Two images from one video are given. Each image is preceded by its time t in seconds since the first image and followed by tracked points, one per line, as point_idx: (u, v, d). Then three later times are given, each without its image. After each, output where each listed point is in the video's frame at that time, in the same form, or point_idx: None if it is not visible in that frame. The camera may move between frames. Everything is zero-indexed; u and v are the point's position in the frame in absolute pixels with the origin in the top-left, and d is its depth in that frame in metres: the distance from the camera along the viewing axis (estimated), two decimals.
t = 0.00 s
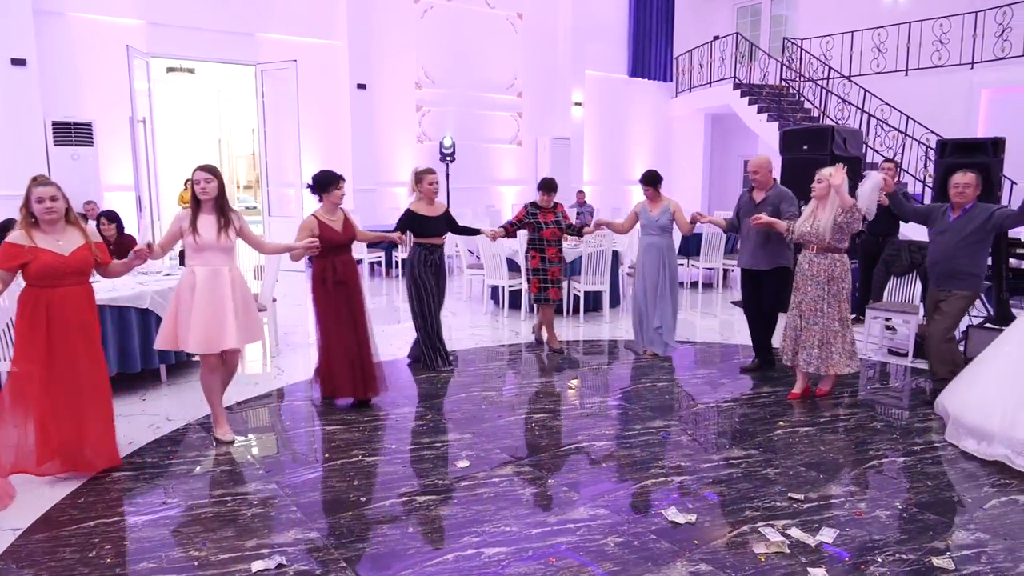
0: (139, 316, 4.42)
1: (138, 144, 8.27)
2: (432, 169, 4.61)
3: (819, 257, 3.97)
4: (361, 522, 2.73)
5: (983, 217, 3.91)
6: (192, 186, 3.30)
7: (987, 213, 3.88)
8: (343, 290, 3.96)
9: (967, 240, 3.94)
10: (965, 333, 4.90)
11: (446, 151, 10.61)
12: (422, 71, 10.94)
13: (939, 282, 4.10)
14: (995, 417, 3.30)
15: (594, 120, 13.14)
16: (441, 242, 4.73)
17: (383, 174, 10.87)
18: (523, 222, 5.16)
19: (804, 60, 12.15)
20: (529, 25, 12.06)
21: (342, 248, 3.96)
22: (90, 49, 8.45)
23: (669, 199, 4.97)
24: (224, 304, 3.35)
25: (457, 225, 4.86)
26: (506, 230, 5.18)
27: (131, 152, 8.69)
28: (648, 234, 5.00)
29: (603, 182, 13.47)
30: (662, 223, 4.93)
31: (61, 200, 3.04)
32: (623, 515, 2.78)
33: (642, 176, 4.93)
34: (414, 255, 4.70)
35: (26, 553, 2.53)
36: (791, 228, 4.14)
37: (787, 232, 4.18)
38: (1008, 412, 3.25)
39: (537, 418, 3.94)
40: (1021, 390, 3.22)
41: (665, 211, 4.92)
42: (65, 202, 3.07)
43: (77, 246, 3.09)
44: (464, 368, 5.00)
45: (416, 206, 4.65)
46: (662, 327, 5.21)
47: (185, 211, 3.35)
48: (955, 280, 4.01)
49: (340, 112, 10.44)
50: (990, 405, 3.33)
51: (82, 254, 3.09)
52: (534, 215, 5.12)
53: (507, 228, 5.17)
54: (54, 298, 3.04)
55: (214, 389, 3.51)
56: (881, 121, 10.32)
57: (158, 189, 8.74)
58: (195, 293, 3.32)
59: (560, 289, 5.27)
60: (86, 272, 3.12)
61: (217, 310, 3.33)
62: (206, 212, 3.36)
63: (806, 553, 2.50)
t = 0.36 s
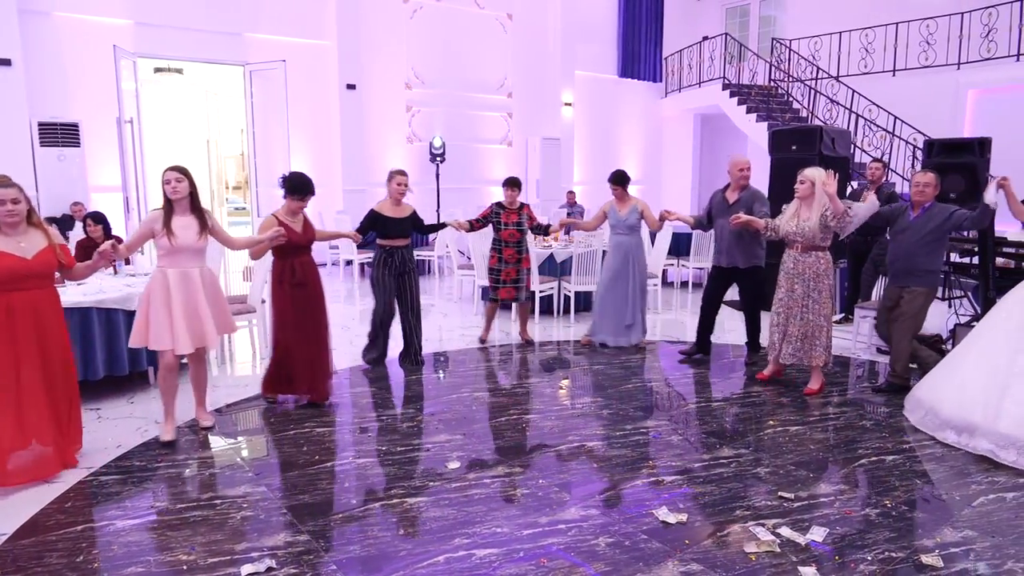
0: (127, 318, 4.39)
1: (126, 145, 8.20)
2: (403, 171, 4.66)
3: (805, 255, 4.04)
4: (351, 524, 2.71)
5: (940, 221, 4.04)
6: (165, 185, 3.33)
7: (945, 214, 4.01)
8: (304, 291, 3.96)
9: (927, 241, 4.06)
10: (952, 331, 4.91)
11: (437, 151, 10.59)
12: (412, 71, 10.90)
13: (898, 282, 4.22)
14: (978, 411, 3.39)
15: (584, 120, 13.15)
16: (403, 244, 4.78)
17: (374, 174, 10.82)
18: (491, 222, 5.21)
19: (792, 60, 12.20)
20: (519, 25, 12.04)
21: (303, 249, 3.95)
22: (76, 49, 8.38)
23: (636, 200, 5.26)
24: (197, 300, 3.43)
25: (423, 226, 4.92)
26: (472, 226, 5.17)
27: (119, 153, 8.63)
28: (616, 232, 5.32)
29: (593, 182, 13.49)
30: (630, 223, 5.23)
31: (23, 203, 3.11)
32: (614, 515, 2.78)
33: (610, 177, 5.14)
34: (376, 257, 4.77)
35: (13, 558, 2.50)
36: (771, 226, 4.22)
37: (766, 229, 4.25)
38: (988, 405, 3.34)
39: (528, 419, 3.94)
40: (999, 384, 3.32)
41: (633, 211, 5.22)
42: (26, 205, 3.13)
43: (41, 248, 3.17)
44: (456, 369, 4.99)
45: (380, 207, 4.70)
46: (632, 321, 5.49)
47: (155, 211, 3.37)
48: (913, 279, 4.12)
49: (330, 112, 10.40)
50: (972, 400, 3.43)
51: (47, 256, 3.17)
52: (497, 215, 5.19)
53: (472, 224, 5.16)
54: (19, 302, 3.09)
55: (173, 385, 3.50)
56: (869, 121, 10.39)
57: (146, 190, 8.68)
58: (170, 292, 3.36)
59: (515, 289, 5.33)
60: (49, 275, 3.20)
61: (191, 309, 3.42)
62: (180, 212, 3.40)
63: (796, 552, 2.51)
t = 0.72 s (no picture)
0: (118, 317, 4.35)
1: (118, 144, 8.16)
2: (367, 175, 4.57)
3: (765, 254, 4.24)
4: (345, 526, 2.70)
5: (919, 213, 4.12)
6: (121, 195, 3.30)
7: (923, 207, 4.10)
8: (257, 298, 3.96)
9: (904, 233, 4.15)
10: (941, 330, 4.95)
11: (431, 151, 10.61)
12: (405, 71, 10.90)
13: (868, 268, 4.33)
14: (950, 414, 3.52)
15: (578, 120, 13.16)
16: (368, 245, 4.70)
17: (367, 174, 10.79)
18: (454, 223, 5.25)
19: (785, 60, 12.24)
20: (513, 25, 12.03)
21: (260, 257, 3.94)
22: (68, 48, 8.34)
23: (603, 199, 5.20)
24: (147, 311, 3.35)
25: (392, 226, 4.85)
26: (439, 229, 5.19)
27: (111, 152, 8.59)
28: (579, 231, 5.26)
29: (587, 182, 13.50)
30: (592, 223, 5.17)
31: None
32: (608, 515, 2.78)
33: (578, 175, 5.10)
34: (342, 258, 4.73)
35: (3, 561, 2.48)
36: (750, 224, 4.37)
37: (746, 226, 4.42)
38: (958, 408, 3.49)
39: (521, 419, 3.94)
40: (968, 389, 3.44)
41: (596, 211, 5.17)
42: None
43: None
44: (449, 369, 4.98)
45: (346, 210, 4.67)
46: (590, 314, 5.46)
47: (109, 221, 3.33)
48: (884, 268, 4.22)
49: (323, 112, 10.39)
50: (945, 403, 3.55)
51: None
52: (460, 215, 5.22)
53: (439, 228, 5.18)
54: None
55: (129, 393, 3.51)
56: (861, 121, 10.43)
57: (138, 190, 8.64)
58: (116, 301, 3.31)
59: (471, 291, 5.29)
60: None
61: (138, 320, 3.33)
62: (137, 222, 3.36)
63: (790, 551, 2.51)
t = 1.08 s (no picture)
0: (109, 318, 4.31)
1: (110, 145, 8.12)
2: (351, 175, 4.46)
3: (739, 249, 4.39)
4: (339, 526, 2.70)
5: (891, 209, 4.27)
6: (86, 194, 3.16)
7: (893, 204, 4.26)
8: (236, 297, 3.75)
9: (880, 231, 4.26)
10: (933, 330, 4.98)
11: (424, 151, 10.59)
12: (399, 71, 10.89)
13: (842, 266, 4.37)
14: (900, 399, 3.80)
15: (571, 120, 13.17)
16: (349, 247, 4.55)
17: (360, 174, 10.77)
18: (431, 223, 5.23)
19: (778, 61, 12.28)
20: (506, 26, 12.04)
21: (241, 254, 3.75)
22: (60, 48, 8.30)
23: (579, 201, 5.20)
24: (114, 314, 3.23)
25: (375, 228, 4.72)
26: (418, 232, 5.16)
27: (103, 152, 8.55)
28: (556, 233, 5.25)
29: (580, 182, 13.50)
30: (568, 224, 5.17)
31: None
32: (603, 515, 2.78)
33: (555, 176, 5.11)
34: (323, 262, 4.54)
35: None
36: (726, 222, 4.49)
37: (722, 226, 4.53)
38: (907, 393, 3.76)
39: (515, 419, 3.94)
40: (915, 371, 3.75)
41: (573, 212, 5.16)
42: None
43: None
44: (443, 370, 4.98)
45: (329, 209, 4.51)
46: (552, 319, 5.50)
47: (73, 221, 3.19)
48: (864, 264, 4.28)
49: (316, 112, 10.36)
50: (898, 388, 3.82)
51: None
52: (436, 217, 5.20)
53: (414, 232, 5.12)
54: None
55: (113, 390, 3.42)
56: (853, 122, 10.47)
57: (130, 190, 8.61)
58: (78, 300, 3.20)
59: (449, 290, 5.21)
60: None
61: (101, 324, 3.22)
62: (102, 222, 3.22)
63: (783, 550, 2.52)
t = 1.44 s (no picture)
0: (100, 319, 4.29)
1: (101, 145, 8.08)
2: (323, 178, 4.38)
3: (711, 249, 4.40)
4: (333, 527, 2.70)
5: (862, 209, 4.30)
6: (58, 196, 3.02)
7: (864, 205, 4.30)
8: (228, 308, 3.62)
9: (854, 233, 4.30)
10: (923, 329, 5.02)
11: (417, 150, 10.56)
12: (392, 71, 10.88)
13: (819, 267, 4.43)
14: (855, 387, 3.93)
15: (565, 120, 13.18)
16: (333, 251, 4.48)
17: (353, 174, 10.75)
18: (406, 228, 5.19)
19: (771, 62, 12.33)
20: (499, 26, 12.06)
21: (227, 261, 3.64)
22: (51, 47, 8.25)
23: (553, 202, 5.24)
24: (90, 316, 3.12)
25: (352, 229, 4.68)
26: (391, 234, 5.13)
27: (95, 152, 8.51)
28: (532, 234, 5.29)
29: (574, 183, 13.52)
30: (543, 226, 5.21)
31: None
32: (597, 515, 2.79)
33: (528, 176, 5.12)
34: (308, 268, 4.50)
35: None
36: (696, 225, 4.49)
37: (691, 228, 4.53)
38: (861, 382, 3.89)
39: (509, 419, 3.94)
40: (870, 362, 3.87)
41: (547, 214, 5.20)
42: None
43: None
44: (437, 370, 4.98)
45: (303, 218, 4.40)
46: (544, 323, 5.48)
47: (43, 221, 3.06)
48: (839, 266, 4.33)
49: (310, 112, 10.34)
50: (855, 377, 3.94)
51: None
52: (410, 217, 5.19)
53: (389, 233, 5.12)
54: None
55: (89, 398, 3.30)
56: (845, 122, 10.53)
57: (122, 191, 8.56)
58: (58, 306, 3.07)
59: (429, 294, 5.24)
60: None
61: (81, 329, 3.11)
62: (71, 221, 3.10)
63: (776, 549, 2.53)
